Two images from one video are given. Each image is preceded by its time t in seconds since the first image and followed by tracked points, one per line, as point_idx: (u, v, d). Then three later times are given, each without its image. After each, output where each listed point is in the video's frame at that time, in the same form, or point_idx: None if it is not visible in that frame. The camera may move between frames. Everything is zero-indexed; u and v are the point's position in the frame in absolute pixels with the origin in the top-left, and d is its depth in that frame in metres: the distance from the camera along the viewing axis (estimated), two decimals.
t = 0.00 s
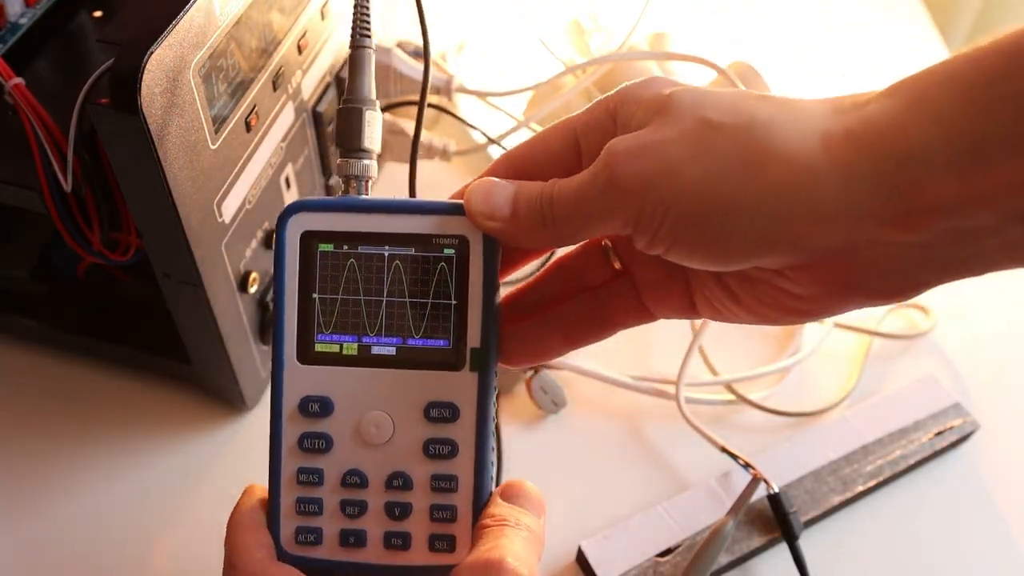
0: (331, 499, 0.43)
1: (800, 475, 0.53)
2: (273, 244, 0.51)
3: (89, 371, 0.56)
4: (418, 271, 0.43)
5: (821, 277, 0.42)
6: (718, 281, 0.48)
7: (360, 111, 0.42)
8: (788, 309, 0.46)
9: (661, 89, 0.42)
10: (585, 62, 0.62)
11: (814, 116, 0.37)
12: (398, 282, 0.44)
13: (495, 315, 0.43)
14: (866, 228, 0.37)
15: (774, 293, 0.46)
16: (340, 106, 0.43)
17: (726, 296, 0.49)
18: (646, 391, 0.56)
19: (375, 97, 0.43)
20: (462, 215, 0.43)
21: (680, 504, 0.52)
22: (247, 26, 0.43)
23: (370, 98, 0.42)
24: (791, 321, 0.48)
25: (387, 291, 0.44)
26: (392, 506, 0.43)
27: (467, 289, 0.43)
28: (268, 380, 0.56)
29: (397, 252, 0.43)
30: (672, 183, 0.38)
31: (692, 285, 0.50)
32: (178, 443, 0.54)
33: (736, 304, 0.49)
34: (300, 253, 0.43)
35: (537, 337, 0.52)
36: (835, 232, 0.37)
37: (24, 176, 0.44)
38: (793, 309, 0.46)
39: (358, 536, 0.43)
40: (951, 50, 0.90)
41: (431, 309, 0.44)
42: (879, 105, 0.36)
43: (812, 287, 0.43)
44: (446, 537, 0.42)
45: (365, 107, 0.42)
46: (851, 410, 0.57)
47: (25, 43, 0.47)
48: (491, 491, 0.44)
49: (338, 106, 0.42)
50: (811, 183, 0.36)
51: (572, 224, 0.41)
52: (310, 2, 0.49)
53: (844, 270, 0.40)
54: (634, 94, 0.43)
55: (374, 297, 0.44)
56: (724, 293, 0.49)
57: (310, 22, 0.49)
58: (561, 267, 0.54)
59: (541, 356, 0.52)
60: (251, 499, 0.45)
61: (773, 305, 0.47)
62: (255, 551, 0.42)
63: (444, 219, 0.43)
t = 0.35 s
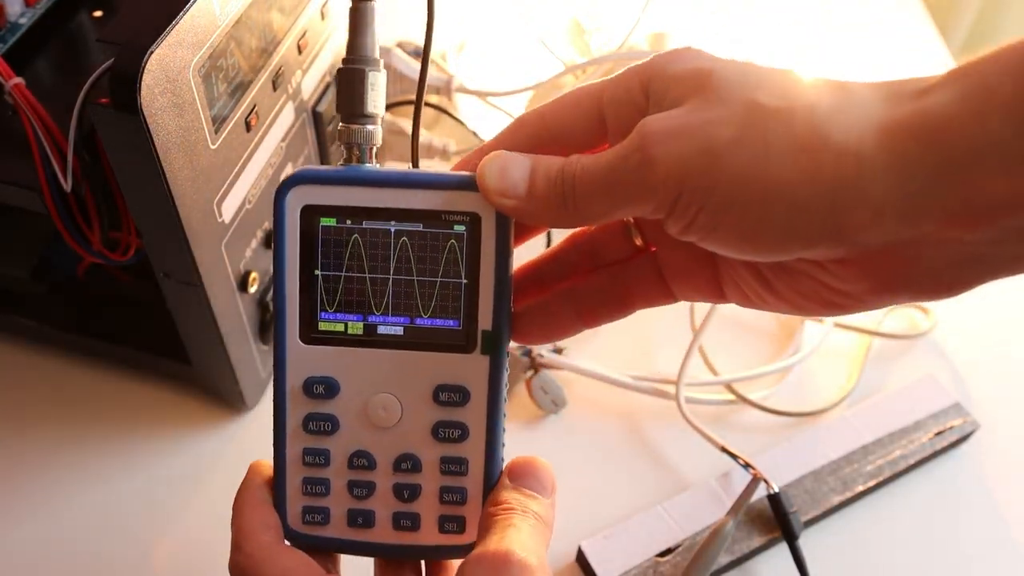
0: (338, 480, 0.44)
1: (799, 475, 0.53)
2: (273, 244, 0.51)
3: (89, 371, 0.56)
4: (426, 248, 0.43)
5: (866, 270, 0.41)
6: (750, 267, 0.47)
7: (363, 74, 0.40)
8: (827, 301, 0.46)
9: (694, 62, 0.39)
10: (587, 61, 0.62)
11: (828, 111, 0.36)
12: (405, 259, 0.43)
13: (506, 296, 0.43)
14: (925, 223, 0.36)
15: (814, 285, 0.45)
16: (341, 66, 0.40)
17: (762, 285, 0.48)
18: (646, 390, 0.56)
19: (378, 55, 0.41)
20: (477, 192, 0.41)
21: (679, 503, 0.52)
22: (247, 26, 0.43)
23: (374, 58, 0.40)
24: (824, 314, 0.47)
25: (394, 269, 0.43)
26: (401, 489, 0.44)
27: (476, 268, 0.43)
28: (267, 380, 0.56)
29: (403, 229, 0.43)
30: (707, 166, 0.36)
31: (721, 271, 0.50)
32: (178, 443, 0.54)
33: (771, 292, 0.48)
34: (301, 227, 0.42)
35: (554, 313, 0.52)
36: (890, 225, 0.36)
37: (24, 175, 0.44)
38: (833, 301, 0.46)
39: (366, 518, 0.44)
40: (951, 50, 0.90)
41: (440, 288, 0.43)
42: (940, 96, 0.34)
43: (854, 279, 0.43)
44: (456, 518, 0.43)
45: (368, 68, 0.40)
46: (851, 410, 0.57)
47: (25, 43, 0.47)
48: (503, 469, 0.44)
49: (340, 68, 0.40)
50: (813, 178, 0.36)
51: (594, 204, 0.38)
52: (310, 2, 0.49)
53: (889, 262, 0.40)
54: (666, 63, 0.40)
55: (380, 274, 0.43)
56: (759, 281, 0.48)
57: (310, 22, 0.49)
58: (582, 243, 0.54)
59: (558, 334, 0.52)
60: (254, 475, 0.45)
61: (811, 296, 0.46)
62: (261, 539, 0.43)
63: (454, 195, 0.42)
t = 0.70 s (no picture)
0: (344, 479, 0.44)
1: (799, 476, 0.53)
2: (272, 244, 0.51)
3: (89, 372, 0.56)
4: (437, 239, 0.43)
5: (889, 267, 0.40)
6: (770, 266, 0.46)
7: (369, 59, 0.40)
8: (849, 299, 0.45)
9: (712, 56, 0.39)
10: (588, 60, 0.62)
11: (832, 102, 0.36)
12: (412, 253, 0.43)
13: (516, 289, 0.43)
14: (952, 221, 0.35)
15: (834, 279, 0.44)
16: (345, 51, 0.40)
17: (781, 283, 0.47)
18: (647, 390, 0.56)
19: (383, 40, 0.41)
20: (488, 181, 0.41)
21: (679, 504, 0.52)
22: (247, 26, 0.43)
23: (379, 43, 0.40)
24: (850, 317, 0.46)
25: (401, 261, 0.43)
26: (409, 488, 0.44)
27: (485, 262, 0.43)
28: (267, 381, 0.56)
29: (412, 221, 0.42)
30: (726, 154, 0.36)
31: (740, 271, 0.49)
32: (179, 443, 0.54)
33: (793, 295, 0.47)
34: (306, 219, 0.42)
35: (565, 308, 0.51)
36: (920, 220, 0.36)
37: (23, 175, 0.44)
38: (853, 299, 0.45)
39: (372, 517, 0.44)
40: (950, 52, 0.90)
41: (450, 281, 0.43)
42: (972, 86, 0.34)
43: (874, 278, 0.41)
44: (464, 516, 0.44)
45: (374, 53, 0.40)
46: (850, 410, 0.57)
47: (25, 43, 0.47)
48: (513, 465, 0.44)
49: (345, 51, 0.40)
50: (815, 175, 0.36)
51: (608, 195, 0.38)
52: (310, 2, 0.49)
53: (917, 259, 0.39)
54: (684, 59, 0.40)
55: (388, 267, 0.43)
56: (783, 285, 0.47)
57: (310, 22, 0.49)
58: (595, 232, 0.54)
59: (567, 330, 0.52)
60: (258, 469, 0.45)
61: (835, 296, 0.45)
62: (263, 527, 0.42)
63: (466, 185, 0.41)
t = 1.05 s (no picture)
0: (347, 465, 0.44)
1: (798, 478, 0.54)
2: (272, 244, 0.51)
3: (90, 372, 0.56)
4: (438, 216, 0.43)
5: (909, 246, 0.42)
6: (782, 243, 0.47)
7: (364, 32, 0.39)
8: (862, 279, 0.47)
9: (726, 26, 0.40)
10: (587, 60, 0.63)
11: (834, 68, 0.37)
12: (413, 230, 0.43)
13: (520, 267, 0.43)
14: (975, 199, 0.37)
15: (851, 262, 0.46)
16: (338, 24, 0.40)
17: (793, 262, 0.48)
18: (647, 390, 0.57)
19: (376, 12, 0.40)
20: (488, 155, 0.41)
21: (679, 504, 0.53)
22: (247, 27, 0.43)
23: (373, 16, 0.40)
24: (863, 293, 0.48)
25: (402, 240, 0.43)
26: (415, 473, 0.44)
27: (487, 241, 0.43)
28: (267, 381, 0.56)
29: (412, 198, 0.42)
30: (742, 128, 0.36)
31: (749, 249, 0.50)
32: (179, 442, 0.54)
33: (802, 270, 0.48)
34: (301, 196, 0.42)
35: (570, 289, 0.52)
36: (943, 199, 0.37)
37: (24, 175, 0.44)
38: (868, 280, 0.46)
39: (377, 504, 0.44)
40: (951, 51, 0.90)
41: (451, 261, 0.43)
42: (998, 60, 0.35)
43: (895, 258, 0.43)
44: (472, 500, 0.44)
45: (368, 26, 0.39)
46: (851, 409, 0.57)
47: (26, 44, 0.48)
48: (519, 448, 0.45)
49: (337, 24, 0.39)
50: (827, 150, 0.36)
51: (619, 169, 0.38)
52: (309, 4, 0.49)
53: (939, 239, 0.41)
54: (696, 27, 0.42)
55: (387, 247, 0.43)
56: (792, 260, 0.48)
57: (310, 22, 0.50)
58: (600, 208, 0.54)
59: (573, 307, 0.53)
60: (258, 456, 0.46)
61: (847, 273, 0.47)
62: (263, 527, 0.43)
63: (465, 161, 0.42)
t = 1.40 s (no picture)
0: (338, 458, 0.45)
1: (798, 478, 0.54)
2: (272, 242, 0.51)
3: (90, 372, 0.56)
4: (438, 207, 0.42)
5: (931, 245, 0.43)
6: (795, 237, 0.48)
7: (365, 13, 0.38)
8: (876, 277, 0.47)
9: (744, 13, 0.40)
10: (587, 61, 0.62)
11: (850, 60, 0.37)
12: (411, 221, 0.43)
13: (520, 263, 0.43)
14: (999, 200, 0.38)
15: (867, 257, 0.46)
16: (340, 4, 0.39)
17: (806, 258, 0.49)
18: (647, 390, 0.57)
19: None
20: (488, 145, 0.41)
21: (679, 504, 0.53)
22: (247, 27, 0.43)
23: None
24: (873, 291, 0.48)
25: (400, 231, 0.43)
26: (407, 467, 0.44)
27: (489, 234, 0.43)
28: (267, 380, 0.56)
29: (411, 187, 0.42)
30: (761, 121, 0.36)
31: (760, 240, 0.50)
32: (179, 442, 0.54)
33: (813, 264, 0.49)
34: (297, 181, 0.42)
35: (575, 283, 0.52)
36: (967, 199, 0.38)
37: (24, 175, 0.44)
38: (881, 276, 0.47)
39: (369, 497, 0.45)
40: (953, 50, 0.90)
41: (451, 253, 0.43)
42: None
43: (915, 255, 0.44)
44: (464, 496, 0.45)
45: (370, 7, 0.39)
46: (850, 409, 0.57)
47: (26, 44, 0.48)
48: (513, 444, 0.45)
49: (339, 5, 0.39)
50: (851, 147, 0.36)
51: (629, 161, 0.37)
52: (309, 4, 0.49)
53: (959, 237, 0.42)
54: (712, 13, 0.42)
55: (385, 238, 0.43)
56: (803, 253, 0.48)
57: (310, 23, 0.50)
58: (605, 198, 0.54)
59: (575, 301, 0.53)
60: (247, 446, 0.45)
61: (861, 270, 0.47)
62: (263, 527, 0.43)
63: (464, 151, 0.41)
